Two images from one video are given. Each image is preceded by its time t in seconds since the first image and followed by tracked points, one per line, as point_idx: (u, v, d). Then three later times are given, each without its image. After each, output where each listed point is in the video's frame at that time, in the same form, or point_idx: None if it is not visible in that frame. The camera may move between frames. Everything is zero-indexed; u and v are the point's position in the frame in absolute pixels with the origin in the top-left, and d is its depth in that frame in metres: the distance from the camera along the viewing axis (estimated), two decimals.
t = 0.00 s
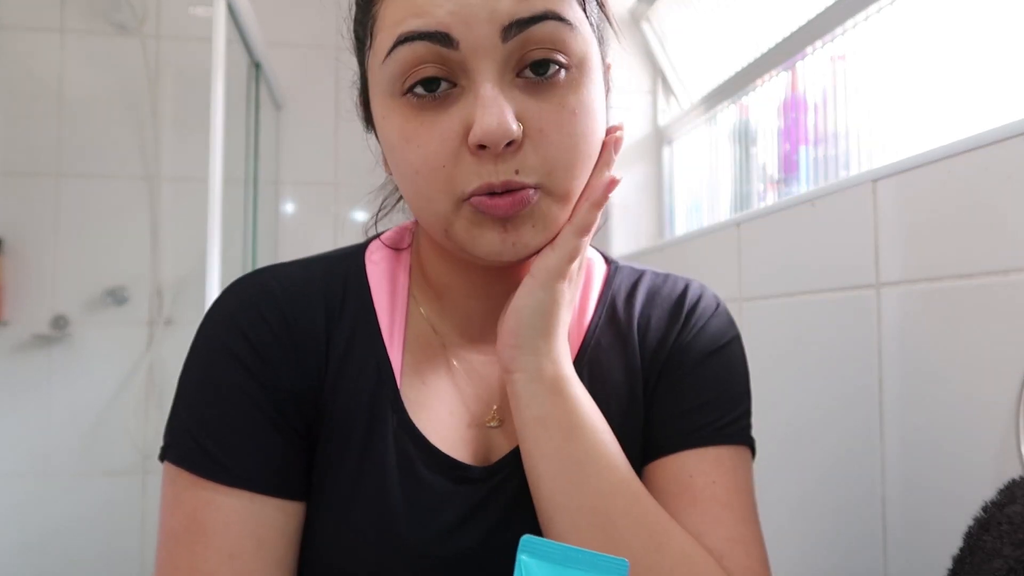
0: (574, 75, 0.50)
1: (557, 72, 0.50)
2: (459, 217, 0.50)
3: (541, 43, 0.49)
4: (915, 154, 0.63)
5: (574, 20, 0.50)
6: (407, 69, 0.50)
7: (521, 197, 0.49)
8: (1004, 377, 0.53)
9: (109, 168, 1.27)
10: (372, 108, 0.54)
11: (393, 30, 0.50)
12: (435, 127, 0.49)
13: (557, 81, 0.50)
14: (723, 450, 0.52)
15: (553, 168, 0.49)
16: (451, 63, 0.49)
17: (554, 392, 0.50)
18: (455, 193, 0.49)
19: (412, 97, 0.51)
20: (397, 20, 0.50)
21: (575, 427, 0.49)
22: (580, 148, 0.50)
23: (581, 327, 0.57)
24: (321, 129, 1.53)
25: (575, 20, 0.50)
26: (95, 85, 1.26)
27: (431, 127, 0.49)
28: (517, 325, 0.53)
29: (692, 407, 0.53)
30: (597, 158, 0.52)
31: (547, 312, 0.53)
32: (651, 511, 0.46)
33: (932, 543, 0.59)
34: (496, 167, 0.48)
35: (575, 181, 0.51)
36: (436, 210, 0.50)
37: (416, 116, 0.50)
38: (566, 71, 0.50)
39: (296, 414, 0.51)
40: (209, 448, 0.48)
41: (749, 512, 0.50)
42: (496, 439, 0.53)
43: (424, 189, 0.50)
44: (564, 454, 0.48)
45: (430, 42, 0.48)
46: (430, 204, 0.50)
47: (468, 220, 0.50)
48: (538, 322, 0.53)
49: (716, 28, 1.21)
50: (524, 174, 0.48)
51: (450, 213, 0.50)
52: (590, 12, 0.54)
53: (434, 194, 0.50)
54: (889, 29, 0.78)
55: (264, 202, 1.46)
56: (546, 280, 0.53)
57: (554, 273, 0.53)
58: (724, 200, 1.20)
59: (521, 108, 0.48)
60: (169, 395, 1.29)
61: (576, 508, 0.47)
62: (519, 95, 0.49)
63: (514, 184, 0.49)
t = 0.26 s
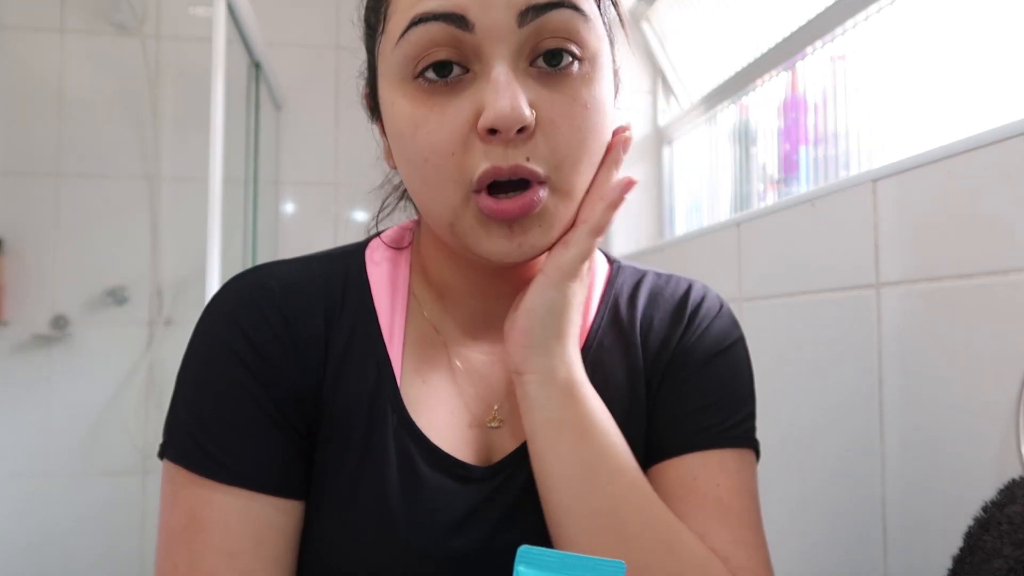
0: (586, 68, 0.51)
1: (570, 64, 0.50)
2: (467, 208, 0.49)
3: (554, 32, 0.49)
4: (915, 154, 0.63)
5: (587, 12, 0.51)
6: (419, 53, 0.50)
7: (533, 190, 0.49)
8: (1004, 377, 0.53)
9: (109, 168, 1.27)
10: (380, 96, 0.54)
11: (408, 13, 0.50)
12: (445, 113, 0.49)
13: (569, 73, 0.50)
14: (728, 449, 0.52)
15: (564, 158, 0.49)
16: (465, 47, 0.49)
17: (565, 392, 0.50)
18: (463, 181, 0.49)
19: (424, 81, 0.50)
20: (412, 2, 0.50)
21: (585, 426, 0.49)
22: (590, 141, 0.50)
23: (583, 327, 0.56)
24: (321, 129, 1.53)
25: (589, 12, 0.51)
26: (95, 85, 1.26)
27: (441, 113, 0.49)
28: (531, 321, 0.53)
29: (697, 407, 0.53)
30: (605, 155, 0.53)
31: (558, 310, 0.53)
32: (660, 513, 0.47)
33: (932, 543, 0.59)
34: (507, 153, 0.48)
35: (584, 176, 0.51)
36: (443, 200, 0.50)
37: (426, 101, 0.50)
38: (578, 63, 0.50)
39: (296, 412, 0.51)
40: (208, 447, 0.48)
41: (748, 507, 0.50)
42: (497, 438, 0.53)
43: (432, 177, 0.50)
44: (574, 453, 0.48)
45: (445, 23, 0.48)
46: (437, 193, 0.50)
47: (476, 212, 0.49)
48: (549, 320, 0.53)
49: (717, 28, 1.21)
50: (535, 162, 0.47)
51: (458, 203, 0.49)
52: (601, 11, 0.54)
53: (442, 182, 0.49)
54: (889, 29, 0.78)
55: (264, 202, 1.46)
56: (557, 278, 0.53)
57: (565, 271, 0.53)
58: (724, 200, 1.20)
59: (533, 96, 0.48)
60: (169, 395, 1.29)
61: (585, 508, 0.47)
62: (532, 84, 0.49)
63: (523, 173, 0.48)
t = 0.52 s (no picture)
0: (590, 55, 0.51)
1: (575, 49, 0.50)
2: (472, 186, 0.48)
3: (560, 16, 0.50)
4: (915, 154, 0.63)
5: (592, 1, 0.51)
6: (427, 33, 0.50)
7: (541, 169, 0.48)
8: (1004, 378, 0.53)
9: (109, 168, 1.27)
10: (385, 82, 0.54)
11: None
12: (452, 91, 0.49)
13: (575, 57, 0.50)
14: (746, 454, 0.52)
15: (570, 139, 0.49)
16: (472, 26, 0.49)
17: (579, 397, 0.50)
18: (469, 159, 0.48)
19: (431, 63, 0.51)
20: None
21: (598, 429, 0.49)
22: (596, 125, 0.50)
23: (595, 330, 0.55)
24: (321, 129, 1.53)
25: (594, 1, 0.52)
26: (95, 85, 1.26)
27: (448, 91, 0.49)
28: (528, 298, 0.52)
29: (711, 411, 0.53)
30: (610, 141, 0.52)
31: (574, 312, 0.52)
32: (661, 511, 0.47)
33: (932, 544, 0.59)
34: (513, 129, 0.47)
35: (591, 159, 0.50)
36: (448, 179, 0.49)
37: (433, 80, 0.50)
38: (583, 50, 0.51)
39: (293, 408, 0.51)
40: (205, 443, 0.47)
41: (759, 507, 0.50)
42: (506, 435, 0.52)
43: (437, 157, 0.49)
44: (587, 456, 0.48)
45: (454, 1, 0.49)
46: (442, 173, 0.49)
47: (481, 191, 0.48)
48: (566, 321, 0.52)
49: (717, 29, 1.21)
50: (541, 139, 0.47)
51: (463, 181, 0.48)
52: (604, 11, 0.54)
53: (447, 160, 0.49)
54: (889, 29, 0.77)
55: (264, 202, 1.46)
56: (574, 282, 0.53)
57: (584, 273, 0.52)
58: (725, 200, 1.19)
59: (539, 76, 0.48)
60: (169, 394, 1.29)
61: (586, 490, 0.48)
62: (538, 64, 0.49)
63: (529, 152, 0.47)
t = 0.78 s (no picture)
0: (594, 62, 0.51)
1: (579, 57, 0.50)
2: (470, 191, 0.49)
3: (565, 24, 0.49)
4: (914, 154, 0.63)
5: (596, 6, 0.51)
6: (429, 39, 0.49)
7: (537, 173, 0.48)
8: (1003, 378, 0.53)
9: (109, 168, 1.27)
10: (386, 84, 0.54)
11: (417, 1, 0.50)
12: (454, 101, 0.48)
13: (579, 64, 0.50)
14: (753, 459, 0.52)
15: (572, 148, 0.49)
16: (474, 34, 0.48)
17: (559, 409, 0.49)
18: (468, 170, 0.48)
19: (432, 71, 0.50)
20: None
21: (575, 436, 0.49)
22: (599, 131, 0.50)
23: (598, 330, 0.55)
24: (321, 129, 1.53)
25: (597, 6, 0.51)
26: (95, 85, 1.26)
27: (450, 100, 0.48)
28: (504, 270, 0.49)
29: (718, 415, 0.54)
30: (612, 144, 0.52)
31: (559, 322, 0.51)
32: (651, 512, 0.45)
33: (932, 544, 0.59)
34: (515, 142, 0.47)
35: (594, 164, 0.50)
36: (447, 185, 0.49)
37: (434, 89, 0.49)
38: (587, 57, 0.50)
39: (295, 409, 0.51)
40: (207, 444, 0.47)
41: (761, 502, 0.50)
42: (508, 435, 0.52)
43: (438, 166, 0.49)
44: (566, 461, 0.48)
45: (456, 9, 0.48)
46: (442, 180, 0.49)
47: (479, 194, 0.49)
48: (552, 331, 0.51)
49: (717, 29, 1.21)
50: (544, 151, 0.47)
51: (461, 187, 0.49)
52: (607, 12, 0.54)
53: (448, 170, 0.49)
54: (889, 29, 0.78)
55: (264, 202, 1.46)
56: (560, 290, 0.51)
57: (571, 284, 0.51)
58: (725, 200, 1.20)
59: (543, 87, 0.48)
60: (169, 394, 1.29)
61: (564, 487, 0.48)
62: (541, 74, 0.49)
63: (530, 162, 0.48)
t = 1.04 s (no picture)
0: (593, 66, 0.51)
1: (578, 62, 0.50)
2: (471, 197, 0.49)
3: (564, 29, 0.49)
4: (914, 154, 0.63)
5: (595, 10, 0.51)
6: (427, 45, 0.50)
7: (540, 177, 0.48)
8: (1004, 378, 0.53)
9: (109, 169, 1.27)
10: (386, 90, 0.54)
11: (416, 7, 0.50)
12: (453, 106, 0.49)
13: (579, 70, 0.50)
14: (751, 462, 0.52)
15: (572, 153, 0.49)
16: (473, 41, 0.48)
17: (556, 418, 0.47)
18: (468, 175, 0.48)
19: (431, 76, 0.50)
20: None
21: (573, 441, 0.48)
22: (599, 137, 0.50)
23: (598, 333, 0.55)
24: (321, 129, 1.53)
25: (597, 11, 0.51)
26: (94, 85, 1.26)
27: (449, 106, 0.49)
28: (503, 279, 0.49)
29: (717, 419, 0.54)
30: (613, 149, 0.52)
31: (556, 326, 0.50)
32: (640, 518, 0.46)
33: (932, 543, 0.59)
34: (515, 147, 0.47)
35: (595, 170, 0.50)
36: (447, 191, 0.49)
37: (434, 95, 0.50)
38: (587, 61, 0.51)
39: (297, 411, 0.51)
40: (208, 444, 0.48)
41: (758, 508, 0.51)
42: (508, 438, 0.52)
43: (437, 171, 0.49)
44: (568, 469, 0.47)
45: (454, 17, 0.48)
46: (441, 186, 0.49)
47: (481, 201, 0.49)
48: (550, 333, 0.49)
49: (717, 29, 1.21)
50: (544, 157, 0.47)
51: (462, 193, 0.49)
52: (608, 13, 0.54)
53: (447, 175, 0.49)
54: (889, 29, 0.78)
55: (264, 202, 1.46)
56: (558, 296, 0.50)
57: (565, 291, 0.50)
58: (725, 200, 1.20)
59: (542, 93, 0.48)
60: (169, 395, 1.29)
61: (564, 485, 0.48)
62: (540, 80, 0.49)
63: (530, 168, 0.48)
